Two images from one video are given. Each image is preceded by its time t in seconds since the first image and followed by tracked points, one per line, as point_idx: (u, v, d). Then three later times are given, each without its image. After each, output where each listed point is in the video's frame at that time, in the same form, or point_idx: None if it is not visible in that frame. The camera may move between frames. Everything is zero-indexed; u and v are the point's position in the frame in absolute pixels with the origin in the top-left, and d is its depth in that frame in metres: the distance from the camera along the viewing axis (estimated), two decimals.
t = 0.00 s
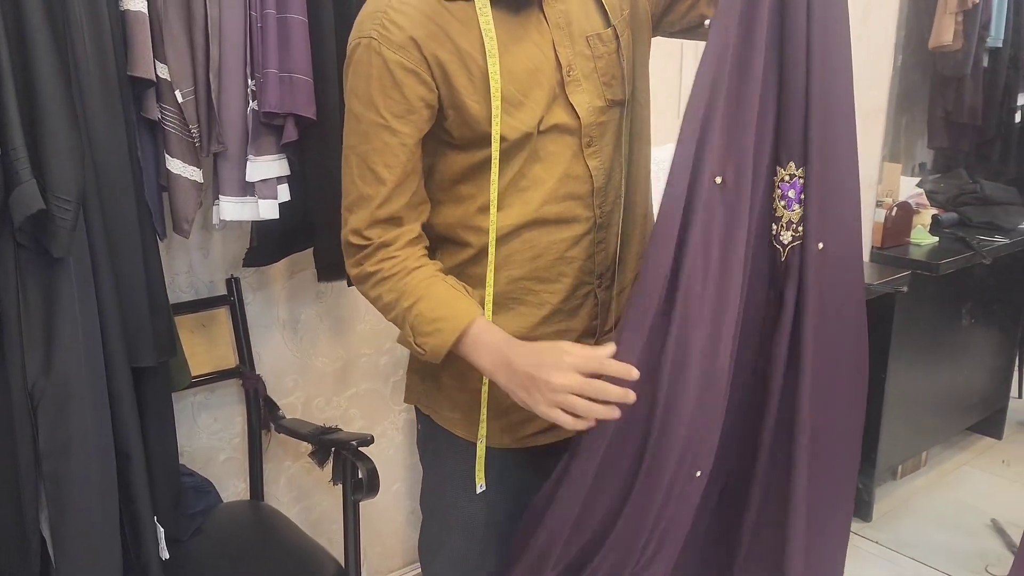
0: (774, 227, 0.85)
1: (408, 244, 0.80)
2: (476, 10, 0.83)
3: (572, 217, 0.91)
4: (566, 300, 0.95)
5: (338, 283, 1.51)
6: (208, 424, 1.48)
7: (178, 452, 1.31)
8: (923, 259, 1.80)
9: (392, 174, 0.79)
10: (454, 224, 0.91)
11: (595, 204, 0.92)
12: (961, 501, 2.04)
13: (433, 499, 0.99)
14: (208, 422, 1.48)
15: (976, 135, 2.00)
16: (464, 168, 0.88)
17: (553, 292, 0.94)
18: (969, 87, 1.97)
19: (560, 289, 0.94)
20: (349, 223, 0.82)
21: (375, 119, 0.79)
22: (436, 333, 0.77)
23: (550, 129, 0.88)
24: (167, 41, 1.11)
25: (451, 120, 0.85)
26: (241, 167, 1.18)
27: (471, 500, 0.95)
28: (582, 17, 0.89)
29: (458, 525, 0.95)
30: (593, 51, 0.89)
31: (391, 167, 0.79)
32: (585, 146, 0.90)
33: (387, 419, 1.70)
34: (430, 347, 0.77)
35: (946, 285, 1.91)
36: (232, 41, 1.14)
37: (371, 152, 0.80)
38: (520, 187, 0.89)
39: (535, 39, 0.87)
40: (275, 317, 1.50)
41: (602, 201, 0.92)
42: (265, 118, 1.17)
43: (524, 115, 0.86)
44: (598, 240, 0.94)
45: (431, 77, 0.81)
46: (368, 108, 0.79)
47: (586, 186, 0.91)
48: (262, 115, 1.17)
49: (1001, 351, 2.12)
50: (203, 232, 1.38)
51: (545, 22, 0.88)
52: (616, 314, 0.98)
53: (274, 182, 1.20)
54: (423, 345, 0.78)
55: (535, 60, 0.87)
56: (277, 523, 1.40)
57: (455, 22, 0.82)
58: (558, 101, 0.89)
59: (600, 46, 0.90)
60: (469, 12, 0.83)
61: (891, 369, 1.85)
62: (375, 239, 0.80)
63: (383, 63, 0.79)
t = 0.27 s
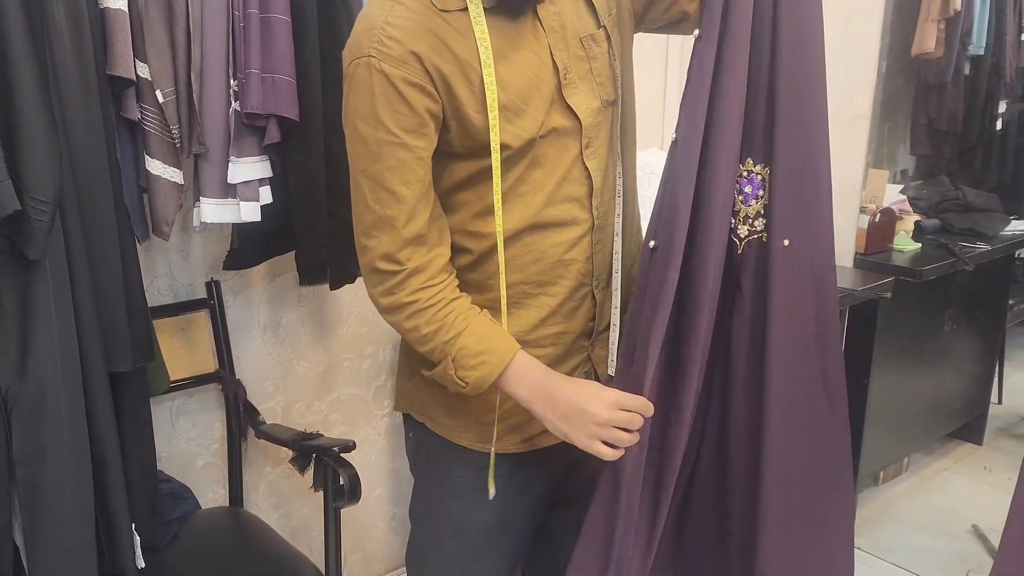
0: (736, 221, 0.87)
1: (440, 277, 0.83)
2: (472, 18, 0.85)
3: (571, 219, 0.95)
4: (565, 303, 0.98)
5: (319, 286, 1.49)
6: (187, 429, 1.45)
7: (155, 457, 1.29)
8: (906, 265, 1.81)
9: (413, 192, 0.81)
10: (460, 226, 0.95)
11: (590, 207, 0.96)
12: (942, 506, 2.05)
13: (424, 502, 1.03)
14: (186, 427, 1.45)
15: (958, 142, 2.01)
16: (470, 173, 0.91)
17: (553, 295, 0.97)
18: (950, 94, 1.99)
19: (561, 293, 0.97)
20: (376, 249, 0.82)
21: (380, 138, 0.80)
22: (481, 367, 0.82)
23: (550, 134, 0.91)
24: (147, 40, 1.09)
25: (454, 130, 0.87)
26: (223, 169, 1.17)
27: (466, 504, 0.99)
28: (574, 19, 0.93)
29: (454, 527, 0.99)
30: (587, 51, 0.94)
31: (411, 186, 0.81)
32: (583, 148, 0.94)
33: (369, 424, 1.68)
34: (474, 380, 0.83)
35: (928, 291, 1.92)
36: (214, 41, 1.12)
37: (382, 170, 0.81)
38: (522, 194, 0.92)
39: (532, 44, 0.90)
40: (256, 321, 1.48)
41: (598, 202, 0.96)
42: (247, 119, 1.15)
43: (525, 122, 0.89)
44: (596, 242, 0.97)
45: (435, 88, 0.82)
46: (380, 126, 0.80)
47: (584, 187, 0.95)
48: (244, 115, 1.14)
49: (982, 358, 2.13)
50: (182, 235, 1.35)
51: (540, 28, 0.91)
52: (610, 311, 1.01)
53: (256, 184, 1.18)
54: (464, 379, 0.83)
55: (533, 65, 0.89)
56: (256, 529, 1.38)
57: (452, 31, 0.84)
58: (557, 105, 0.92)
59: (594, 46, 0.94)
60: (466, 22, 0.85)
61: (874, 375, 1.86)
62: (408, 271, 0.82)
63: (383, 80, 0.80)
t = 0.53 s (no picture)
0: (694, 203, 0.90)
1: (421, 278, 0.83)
2: (460, 20, 0.87)
3: (562, 219, 0.96)
4: (556, 304, 0.99)
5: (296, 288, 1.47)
6: (161, 434, 1.43)
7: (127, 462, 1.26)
8: (888, 268, 1.80)
9: (400, 198, 0.81)
10: (450, 233, 0.94)
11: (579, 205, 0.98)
12: (924, 510, 2.04)
13: (410, 509, 1.03)
14: (161, 432, 1.43)
15: (939, 146, 1.99)
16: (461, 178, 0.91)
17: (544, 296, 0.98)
18: (932, 97, 1.97)
19: (552, 294, 0.98)
20: (357, 256, 0.82)
21: (366, 140, 0.80)
22: (467, 365, 0.81)
23: (541, 134, 0.93)
24: (119, 38, 1.07)
25: (445, 134, 0.88)
26: (197, 169, 1.14)
27: (455, 511, 1.00)
28: (560, 20, 0.96)
29: (445, 536, 1.00)
30: (573, 50, 0.97)
31: (397, 193, 0.81)
32: (573, 148, 0.96)
33: (348, 428, 1.66)
34: (461, 379, 0.81)
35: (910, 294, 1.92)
36: (188, 39, 1.10)
37: (367, 177, 0.80)
38: (517, 195, 0.93)
39: (520, 43, 0.92)
40: (233, 323, 1.46)
41: (588, 201, 0.99)
42: (222, 119, 1.13)
43: (518, 123, 0.90)
44: (585, 241, 0.99)
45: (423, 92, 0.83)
46: (369, 130, 0.80)
47: (575, 187, 0.97)
48: (219, 115, 1.12)
49: (963, 361, 2.14)
50: (157, 236, 1.33)
51: (528, 28, 0.93)
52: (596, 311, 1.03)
53: (232, 185, 1.16)
54: (452, 378, 0.82)
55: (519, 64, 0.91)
56: (232, 535, 1.36)
57: (441, 32, 0.86)
58: (548, 106, 0.94)
59: (580, 45, 0.97)
60: (454, 23, 0.87)
61: (856, 379, 1.85)
62: (388, 274, 0.81)
63: (370, 82, 0.80)
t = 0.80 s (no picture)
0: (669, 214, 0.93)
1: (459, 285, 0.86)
2: (455, 23, 0.86)
3: (559, 218, 0.96)
4: (553, 305, 0.99)
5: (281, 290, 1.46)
6: (143, 436, 1.42)
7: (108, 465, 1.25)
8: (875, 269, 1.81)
9: (420, 209, 0.82)
10: (445, 238, 0.93)
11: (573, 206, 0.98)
12: (911, 511, 2.06)
13: (406, 512, 1.02)
14: (144, 434, 1.42)
15: (926, 147, 1.99)
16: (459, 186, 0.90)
17: (541, 298, 0.98)
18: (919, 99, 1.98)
19: (550, 295, 0.98)
20: (394, 276, 0.82)
21: (392, 159, 0.80)
22: (530, 361, 0.88)
23: (538, 136, 0.93)
24: (98, 37, 1.06)
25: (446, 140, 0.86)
26: (179, 169, 1.13)
27: (450, 513, 0.99)
28: (549, 20, 0.96)
29: (442, 539, 0.99)
30: (563, 50, 0.97)
31: (417, 203, 0.81)
32: (567, 148, 0.96)
33: (333, 430, 1.65)
34: (525, 374, 0.88)
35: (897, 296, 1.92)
36: (169, 38, 1.09)
37: (385, 193, 0.80)
38: (518, 199, 0.92)
39: (514, 45, 0.91)
40: (217, 325, 1.45)
41: (581, 200, 0.99)
42: (204, 119, 1.12)
43: (517, 127, 0.89)
44: (580, 241, 0.99)
45: (427, 103, 0.82)
46: (382, 147, 0.79)
47: (568, 187, 0.97)
48: (201, 115, 1.11)
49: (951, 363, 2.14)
50: (139, 237, 1.32)
51: (520, 30, 0.92)
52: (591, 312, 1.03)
53: (214, 185, 1.15)
54: (517, 374, 0.88)
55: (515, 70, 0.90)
56: (215, 539, 1.35)
57: (435, 37, 0.84)
58: (544, 107, 0.93)
59: (568, 44, 0.97)
60: (448, 29, 0.85)
61: (843, 380, 1.85)
62: (435, 288, 0.83)
63: (376, 97, 0.79)
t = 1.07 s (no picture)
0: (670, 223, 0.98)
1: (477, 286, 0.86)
2: (462, 28, 0.85)
3: (564, 217, 0.96)
4: (555, 305, 0.99)
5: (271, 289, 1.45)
6: (133, 436, 1.41)
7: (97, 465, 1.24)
8: (866, 269, 1.81)
9: (441, 213, 0.81)
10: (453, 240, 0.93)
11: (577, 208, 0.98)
12: (903, 511, 2.07)
13: (406, 509, 1.01)
14: (134, 434, 1.41)
15: (918, 147, 1.98)
16: (466, 189, 0.89)
17: (545, 296, 0.97)
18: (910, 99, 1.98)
19: (555, 296, 0.98)
20: (420, 282, 0.81)
21: (409, 167, 0.79)
22: (549, 357, 0.89)
23: (546, 140, 0.93)
24: (86, 35, 1.05)
25: (457, 147, 0.86)
26: (167, 168, 1.13)
27: (456, 510, 0.99)
28: (551, 22, 0.96)
29: (446, 536, 0.99)
30: (565, 52, 0.96)
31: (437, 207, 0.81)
32: (571, 149, 0.96)
33: (325, 430, 1.65)
34: (545, 372, 0.90)
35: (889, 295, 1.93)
36: (157, 37, 1.09)
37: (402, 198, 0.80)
38: (524, 199, 0.92)
39: (522, 50, 0.90)
40: (207, 325, 1.44)
41: (584, 200, 0.99)
42: (192, 118, 1.11)
43: (524, 131, 0.89)
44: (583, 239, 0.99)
45: (439, 107, 0.82)
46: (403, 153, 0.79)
47: (572, 187, 0.97)
48: (189, 114, 1.11)
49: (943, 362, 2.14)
50: (128, 236, 1.31)
51: (525, 35, 0.91)
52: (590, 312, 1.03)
53: (203, 184, 1.15)
54: (537, 373, 0.89)
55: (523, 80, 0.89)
56: (204, 539, 1.34)
57: (444, 45, 0.83)
58: (551, 110, 0.93)
59: (570, 46, 0.97)
60: (457, 37, 0.85)
61: (835, 380, 1.86)
62: (458, 290, 0.83)
63: (390, 106, 0.79)
